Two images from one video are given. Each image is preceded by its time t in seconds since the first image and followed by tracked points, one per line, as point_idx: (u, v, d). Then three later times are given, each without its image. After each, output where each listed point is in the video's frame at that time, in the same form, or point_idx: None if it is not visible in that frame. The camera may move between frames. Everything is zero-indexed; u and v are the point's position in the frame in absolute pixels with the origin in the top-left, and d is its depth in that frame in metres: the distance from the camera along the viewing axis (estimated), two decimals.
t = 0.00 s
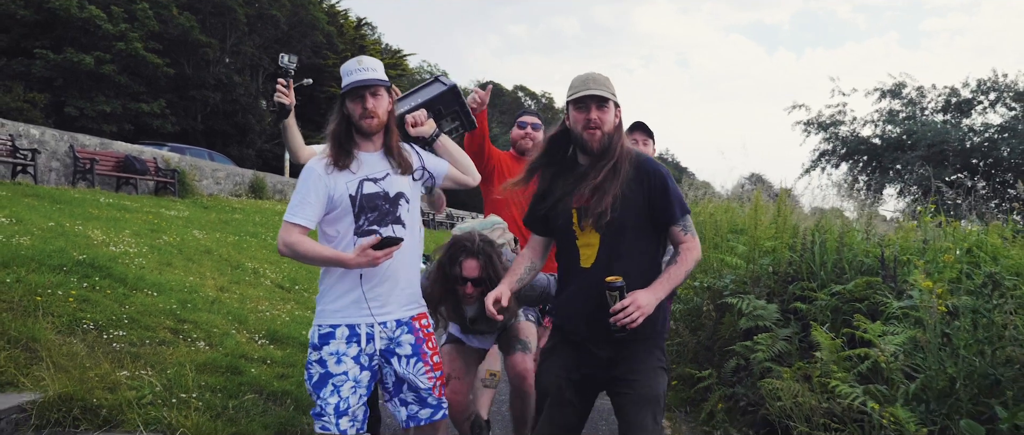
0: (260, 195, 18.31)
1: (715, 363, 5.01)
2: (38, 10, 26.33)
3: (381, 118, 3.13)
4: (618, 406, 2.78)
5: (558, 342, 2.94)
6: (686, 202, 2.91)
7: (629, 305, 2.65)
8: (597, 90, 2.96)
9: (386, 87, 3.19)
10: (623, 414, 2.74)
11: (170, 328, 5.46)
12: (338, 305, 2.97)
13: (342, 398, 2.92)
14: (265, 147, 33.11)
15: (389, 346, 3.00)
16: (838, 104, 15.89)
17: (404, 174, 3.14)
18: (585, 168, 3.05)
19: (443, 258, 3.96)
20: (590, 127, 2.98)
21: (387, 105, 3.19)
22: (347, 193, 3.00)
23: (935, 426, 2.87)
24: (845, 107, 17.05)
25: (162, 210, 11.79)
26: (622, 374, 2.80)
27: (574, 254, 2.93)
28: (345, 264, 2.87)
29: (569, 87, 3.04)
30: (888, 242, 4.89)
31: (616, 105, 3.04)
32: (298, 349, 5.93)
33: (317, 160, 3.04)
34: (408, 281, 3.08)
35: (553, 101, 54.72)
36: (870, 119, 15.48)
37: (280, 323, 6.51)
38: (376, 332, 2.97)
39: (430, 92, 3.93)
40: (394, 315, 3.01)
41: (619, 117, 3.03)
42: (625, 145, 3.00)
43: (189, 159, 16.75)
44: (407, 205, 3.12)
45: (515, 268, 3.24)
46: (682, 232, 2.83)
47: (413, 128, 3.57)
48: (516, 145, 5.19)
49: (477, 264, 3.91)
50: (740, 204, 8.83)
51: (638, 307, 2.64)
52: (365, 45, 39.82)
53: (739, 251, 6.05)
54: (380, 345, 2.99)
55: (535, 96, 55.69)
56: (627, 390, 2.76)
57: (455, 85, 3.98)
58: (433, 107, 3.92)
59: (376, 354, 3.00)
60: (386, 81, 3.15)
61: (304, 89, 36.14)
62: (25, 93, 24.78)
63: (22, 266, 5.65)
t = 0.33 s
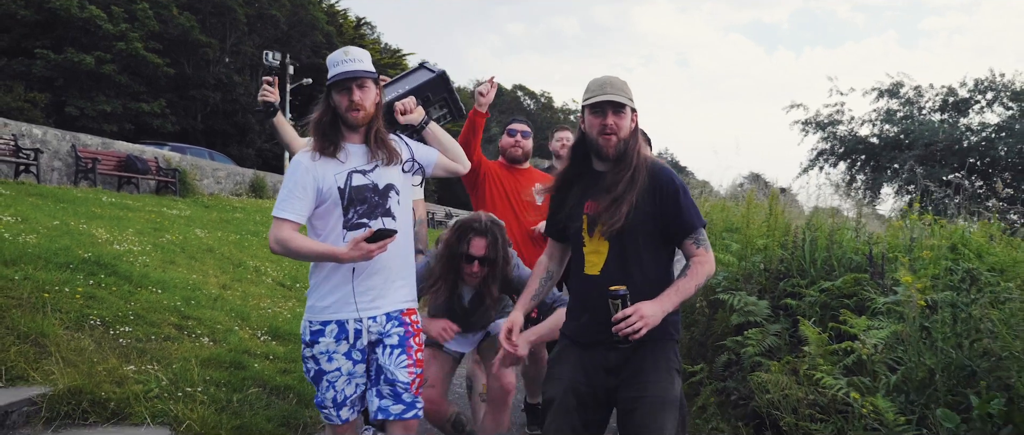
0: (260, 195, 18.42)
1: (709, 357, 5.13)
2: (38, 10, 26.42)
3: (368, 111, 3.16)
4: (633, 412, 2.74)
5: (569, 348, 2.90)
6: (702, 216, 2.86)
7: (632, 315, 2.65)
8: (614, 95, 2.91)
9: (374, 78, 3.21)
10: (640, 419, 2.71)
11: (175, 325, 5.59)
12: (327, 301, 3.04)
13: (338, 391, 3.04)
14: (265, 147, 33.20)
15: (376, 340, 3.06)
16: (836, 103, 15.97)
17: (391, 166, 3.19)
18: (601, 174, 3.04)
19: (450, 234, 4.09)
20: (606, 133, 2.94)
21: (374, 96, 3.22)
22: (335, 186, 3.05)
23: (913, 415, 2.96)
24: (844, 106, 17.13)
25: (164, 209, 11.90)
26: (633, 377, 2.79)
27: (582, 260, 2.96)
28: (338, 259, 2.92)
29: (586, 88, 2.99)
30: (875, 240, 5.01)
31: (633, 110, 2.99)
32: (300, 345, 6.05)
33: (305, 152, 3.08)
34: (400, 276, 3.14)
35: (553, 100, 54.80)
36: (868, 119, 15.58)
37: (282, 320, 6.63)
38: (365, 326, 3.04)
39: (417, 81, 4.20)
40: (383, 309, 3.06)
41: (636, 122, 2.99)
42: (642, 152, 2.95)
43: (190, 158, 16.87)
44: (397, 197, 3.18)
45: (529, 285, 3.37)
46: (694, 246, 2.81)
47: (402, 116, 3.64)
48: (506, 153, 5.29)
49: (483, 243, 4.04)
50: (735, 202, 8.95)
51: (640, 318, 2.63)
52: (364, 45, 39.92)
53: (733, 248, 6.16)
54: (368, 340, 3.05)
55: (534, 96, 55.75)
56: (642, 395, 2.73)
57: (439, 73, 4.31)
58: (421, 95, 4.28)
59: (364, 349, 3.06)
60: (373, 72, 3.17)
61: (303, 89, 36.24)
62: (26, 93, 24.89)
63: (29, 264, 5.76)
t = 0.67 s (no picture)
0: (261, 194, 18.55)
1: (704, 354, 5.22)
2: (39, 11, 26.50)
3: (363, 125, 2.94)
4: (638, 400, 2.86)
5: (577, 337, 2.98)
6: (705, 204, 2.89)
7: (628, 300, 2.68)
8: (623, 81, 2.94)
9: (369, 91, 2.99)
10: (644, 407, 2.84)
11: (180, 322, 5.70)
12: (318, 318, 2.75)
13: (330, 411, 2.78)
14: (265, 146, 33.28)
15: (361, 360, 2.76)
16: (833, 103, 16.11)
17: (387, 183, 2.95)
18: (609, 160, 3.08)
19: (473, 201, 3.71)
20: (613, 119, 2.97)
21: (369, 111, 3.00)
22: (330, 203, 2.80)
23: (897, 407, 3.04)
24: (841, 106, 17.27)
25: (166, 208, 12.02)
26: (637, 367, 2.88)
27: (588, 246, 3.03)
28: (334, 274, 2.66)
29: (595, 73, 3.00)
30: (865, 238, 5.13)
31: (642, 96, 3.02)
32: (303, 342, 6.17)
33: (296, 170, 2.83)
34: (390, 292, 2.86)
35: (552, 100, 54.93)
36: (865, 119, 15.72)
37: (284, 318, 6.74)
38: (354, 345, 2.75)
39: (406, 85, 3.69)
40: (376, 327, 2.78)
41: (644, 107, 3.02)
42: (648, 138, 2.98)
43: (191, 158, 16.98)
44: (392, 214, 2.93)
45: (541, 279, 3.41)
46: (696, 234, 2.86)
47: (395, 133, 3.31)
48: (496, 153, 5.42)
49: (505, 211, 3.64)
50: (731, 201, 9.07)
51: (638, 304, 2.67)
52: (363, 45, 40.05)
53: (727, 247, 6.27)
54: (354, 358, 2.76)
55: (533, 95, 55.88)
56: (645, 388, 2.84)
57: (433, 80, 3.69)
58: (412, 106, 3.65)
59: (351, 368, 2.77)
60: (369, 85, 2.95)
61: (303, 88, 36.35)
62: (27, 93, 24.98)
63: (37, 262, 5.87)
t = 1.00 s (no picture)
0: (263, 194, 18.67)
1: (698, 350, 5.36)
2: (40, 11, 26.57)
3: (359, 125, 2.97)
4: (646, 398, 3.02)
5: (584, 337, 3.10)
6: (706, 200, 2.96)
7: (624, 290, 2.73)
8: (624, 74, 3.02)
9: (365, 92, 3.03)
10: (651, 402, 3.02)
11: (187, 319, 5.83)
12: (314, 322, 2.76)
13: (313, 419, 2.70)
14: (265, 146, 33.40)
15: (360, 363, 2.79)
16: (832, 103, 16.23)
17: (381, 185, 2.99)
18: (612, 153, 3.16)
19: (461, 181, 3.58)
20: (614, 112, 3.04)
21: (365, 111, 3.04)
22: (321, 204, 2.82)
23: (880, 398, 3.15)
24: (839, 106, 17.39)
25: (169, 208, 12.13)
26: (642, 366, 3.01)
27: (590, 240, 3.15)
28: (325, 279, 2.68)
29: (597, 67, 3.09)
30: (856, 237, 5.27)
31: (642, 90, 3.10)
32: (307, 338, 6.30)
33: (289, 170, 2.85)
34: (392, 297, 2.91)
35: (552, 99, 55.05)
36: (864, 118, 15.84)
37: (288, 315, 6.87)
38: (350, 348, 2.77)
39: (410, 83, 3.66)
40: (372, 330, 2.81)
41: (645, 101, 3.09)
42: (648, 132, 3.05)
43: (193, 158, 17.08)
44: (385, 216, 2.95)
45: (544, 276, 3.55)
46: (695, 229, 2.91)
47: (391, 130, 3.30)
48: (496, 142, 5.52)
49: (497, 186, 3.55)
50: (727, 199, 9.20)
51: (633, 293, 2.72)
52: (362, 44, 40.15)
53: (722, 245, 6.40)
54: (352, 363, 2.78)
55: (533, 95, 55.97)
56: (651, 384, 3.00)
57: (435, 80, 3.63)
58: (413, 105, 3.61)
59: (348, 373, 2.78)
60: (365, 86, 3.00)
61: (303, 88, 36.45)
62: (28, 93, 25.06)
63: (45, 261, 5.97)
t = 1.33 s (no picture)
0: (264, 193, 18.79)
1: (695, 346, 5.48)
2: (42, 11, 26.66)
3: (352, 114, 2.89)
4: (658, 406, 3.03)
5: (593, 349, 3.07)
6: (706, 207, 2.97)
7: (625, 296, 2.77)
8: (620, 82, 3.03)
9: (358, 80, 2.95)
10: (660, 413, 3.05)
11: (195, 316, 5.96)
12: (305, 303, 2.74)
13: (301, 393, 2.61)
14: (265, 145, 33.53)
15: (351, 354, 2.75)
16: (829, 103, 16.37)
17: (376, 175, 2.91)
18: (610, 162, 3.14)
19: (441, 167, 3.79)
20: (612, 120, 3.04)
21: (358, 99, 2.95)
22: (312, 194, 2.77)
23: (867, 389, 3.27)
24: (837, 106, 17.53)
25: (173, 207, 12.25)
26: (653, 374, 3.00)
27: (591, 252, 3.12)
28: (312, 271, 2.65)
29: (593, 76, 3.09)
30: (849, 235, 5.40)
31: (638, 97, 3.11)
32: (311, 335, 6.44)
33: (280, 158, 2.81)
34: (390, 294, 2.86)
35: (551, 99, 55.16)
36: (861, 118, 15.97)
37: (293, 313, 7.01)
38: (343, 337, 2.73)
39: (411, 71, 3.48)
40: (365, 323, 2.76)
41: (641, 109, 3.10)
42: (645, 140, 3.05)
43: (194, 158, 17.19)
44: (381, 207, 2.88)
45: (541, 286, 3.58)
46: (695, 237, 2.93)
47: (388, 118, 3.23)
48: (504, 143, 5.52)
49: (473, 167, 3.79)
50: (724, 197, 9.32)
51: (634, 301, 2.76)
52: (362, 44, 40.26)
53: (719, 243, 6.52)
54: (343, 352, 2.74)
55: (532, 94, 56.08)
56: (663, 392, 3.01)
57: (436, 68, 3.46)
58: (413, 93, 3.45)
59: (339, 361, 2.74)
60: (358, 75, 2.92)
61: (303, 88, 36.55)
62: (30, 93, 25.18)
63: (56, 259, 6.11)
